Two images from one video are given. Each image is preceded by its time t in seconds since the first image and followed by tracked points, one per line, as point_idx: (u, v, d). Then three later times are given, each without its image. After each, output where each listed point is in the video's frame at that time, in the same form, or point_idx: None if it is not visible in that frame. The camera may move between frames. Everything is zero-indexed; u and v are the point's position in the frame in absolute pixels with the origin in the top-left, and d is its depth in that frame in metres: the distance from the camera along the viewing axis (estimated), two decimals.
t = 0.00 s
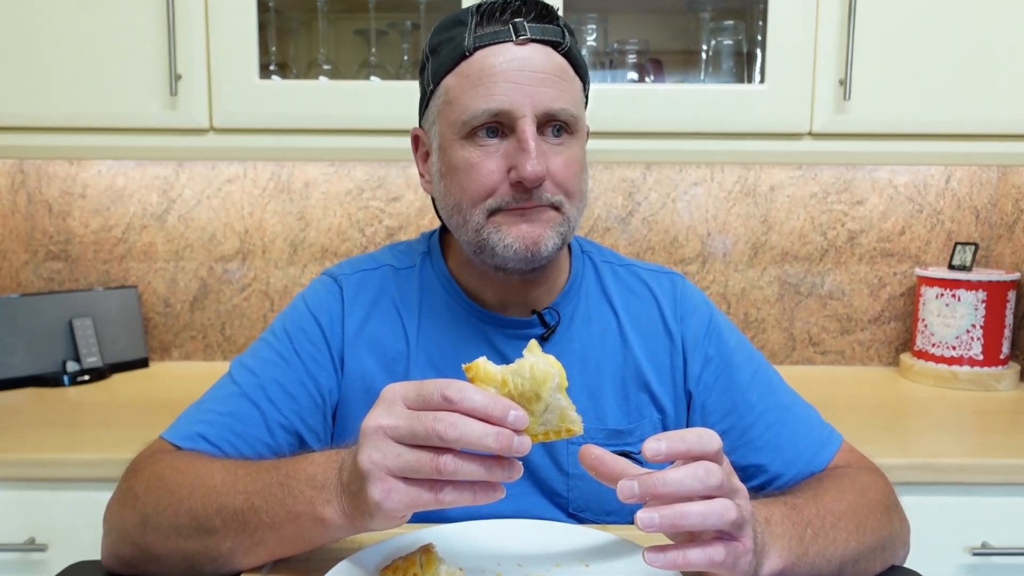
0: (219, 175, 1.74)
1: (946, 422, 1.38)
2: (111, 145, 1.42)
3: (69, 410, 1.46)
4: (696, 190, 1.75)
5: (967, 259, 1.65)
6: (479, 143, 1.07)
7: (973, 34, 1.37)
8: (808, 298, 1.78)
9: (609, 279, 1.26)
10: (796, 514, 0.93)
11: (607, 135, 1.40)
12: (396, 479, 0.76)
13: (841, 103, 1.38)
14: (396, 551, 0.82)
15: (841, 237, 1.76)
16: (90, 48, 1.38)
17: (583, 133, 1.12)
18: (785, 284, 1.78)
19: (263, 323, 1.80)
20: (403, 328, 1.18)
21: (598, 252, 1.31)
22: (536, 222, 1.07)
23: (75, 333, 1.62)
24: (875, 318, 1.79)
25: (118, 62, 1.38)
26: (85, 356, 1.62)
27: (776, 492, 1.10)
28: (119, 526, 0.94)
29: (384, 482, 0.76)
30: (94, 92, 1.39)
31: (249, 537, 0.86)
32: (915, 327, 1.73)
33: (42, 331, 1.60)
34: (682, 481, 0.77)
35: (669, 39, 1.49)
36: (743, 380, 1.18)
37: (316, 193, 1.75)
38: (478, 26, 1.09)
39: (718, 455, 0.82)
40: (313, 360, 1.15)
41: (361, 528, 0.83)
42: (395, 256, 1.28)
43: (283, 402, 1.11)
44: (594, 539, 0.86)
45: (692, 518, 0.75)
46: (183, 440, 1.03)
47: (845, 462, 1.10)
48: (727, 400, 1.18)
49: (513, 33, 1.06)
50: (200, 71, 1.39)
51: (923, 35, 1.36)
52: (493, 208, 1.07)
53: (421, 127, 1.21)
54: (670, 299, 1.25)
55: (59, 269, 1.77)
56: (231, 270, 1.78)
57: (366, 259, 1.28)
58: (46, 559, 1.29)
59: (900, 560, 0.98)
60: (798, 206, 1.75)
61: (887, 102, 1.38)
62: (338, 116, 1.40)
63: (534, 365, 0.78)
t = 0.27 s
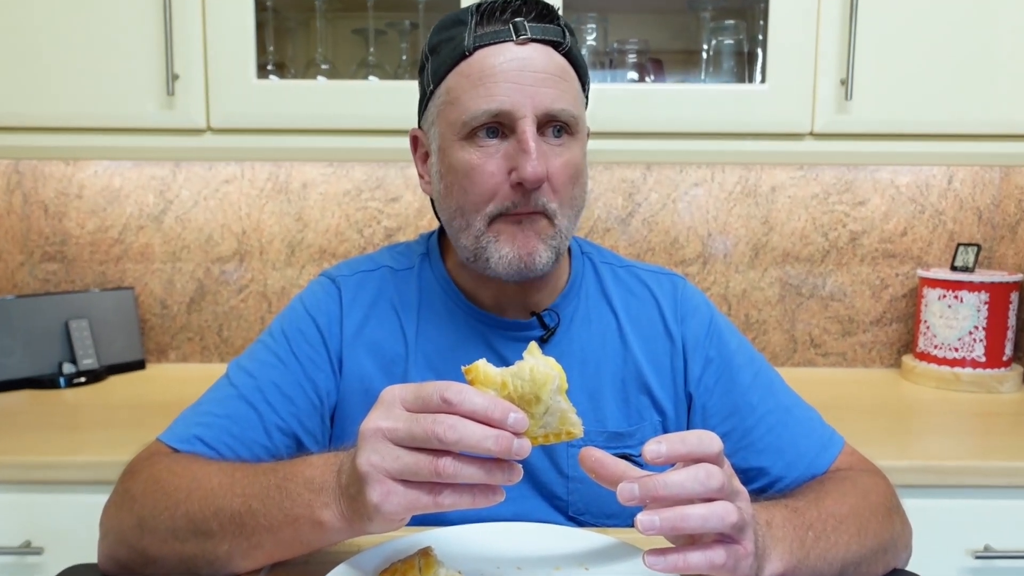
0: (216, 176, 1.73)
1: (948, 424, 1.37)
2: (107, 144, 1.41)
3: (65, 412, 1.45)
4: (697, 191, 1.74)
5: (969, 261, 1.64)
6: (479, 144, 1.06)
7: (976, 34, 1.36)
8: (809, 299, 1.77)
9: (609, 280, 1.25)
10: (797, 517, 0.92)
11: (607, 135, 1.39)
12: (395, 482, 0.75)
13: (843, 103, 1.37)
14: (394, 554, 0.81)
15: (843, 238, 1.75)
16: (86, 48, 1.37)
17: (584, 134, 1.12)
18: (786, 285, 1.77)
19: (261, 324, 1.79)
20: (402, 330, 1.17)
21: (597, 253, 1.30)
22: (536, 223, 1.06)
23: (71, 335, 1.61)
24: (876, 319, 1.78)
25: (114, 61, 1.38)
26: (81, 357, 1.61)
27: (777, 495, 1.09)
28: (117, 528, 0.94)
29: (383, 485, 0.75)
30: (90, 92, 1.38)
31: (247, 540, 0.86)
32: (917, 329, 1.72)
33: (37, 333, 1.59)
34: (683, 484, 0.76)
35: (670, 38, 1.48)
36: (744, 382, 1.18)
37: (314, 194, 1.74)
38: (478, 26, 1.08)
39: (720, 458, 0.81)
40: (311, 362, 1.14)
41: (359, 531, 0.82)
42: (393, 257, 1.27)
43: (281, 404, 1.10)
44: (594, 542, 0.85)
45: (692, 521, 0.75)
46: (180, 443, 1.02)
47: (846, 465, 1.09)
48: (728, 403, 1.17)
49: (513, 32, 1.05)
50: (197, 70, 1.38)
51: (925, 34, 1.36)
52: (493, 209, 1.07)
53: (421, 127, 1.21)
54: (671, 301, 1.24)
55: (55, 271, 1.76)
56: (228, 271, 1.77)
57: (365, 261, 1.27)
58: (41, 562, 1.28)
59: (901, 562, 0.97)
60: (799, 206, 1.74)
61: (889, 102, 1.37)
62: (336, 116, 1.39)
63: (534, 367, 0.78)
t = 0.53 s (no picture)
0: (215, 176, 1.72)
1: (951, 426, 1.37)
2: (105, 144, 1.40)
3: (62, 414, 1.44)
4: (697, 191, 1.73)
5: (972, 261, 1.63)
6: (479, 144, 1.06)
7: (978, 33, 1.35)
8: (811, 300, 1.77)
9: (610, 281, 1.24)
10: (799, 519, 0.91)
11: (608, 135, 1.38)
12: (395, 484, 0.74)
13: (845, 103, 1.37)
14: (394, 556, 0.81)
15: (845, 239, 1.75)
16: (84, 47, 1.37)
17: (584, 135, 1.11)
18: (788, 286, 1.76)
19: (259, 325, 1.78)
20: (402, 331, 1.16)
21: (598, 253, 1.30)
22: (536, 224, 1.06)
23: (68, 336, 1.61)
24: (879, 321, 1.78)
25: (112, 61, 1.37)
26: (78, 359, 1.61)
27: (779, 497, 1.08)
28: (116, 530, 0.93)
29: (382, 488, 0.74)
30: (88, 92, 1.38)
31: (246, 542, 0.85)
32: (919, 330, 1.71)
33: (35, 334, 1.58)
34: (684, 486, 0.75)
35: (670, 38, 1.48)
36: (745, 383, 1.17)
37: (313, 194, 1.73)
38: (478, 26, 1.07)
39: (721, 459, 0.81)
40: (310, 363, 1.13)
41: (359, 533, 0.81)
42: (393, 258, 1.26)
43: (280, 406, 1.09)
44: (595, 544, 0.85)
45: (694, 523, 0.74)
46: (179, 445, 1.01)
47: (848, 467, 1.08)
48: (729, 404, 1.17)
49: (513, 32, 1.04)
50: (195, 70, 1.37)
51: (927, 34, 1.35)
52: (493, 210, 1.06)
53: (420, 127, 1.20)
54: (671, 302, 1.23)
55: (53, 271, 1.76)
56: (227, 272, 1.76)
57: (364, 261, 1.26)
58: (39, 565, 1.28)
59: (903, 565, 0.97)
60: (801, 207, 1.73)
61: (891, 102, 1.36)
62: (335, 116, 1.39)
63: (534, 369, 0.77)
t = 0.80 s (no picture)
0: (213, 176, 1.72)
1: (954, 428, 1.36)
2: (102, 144, 1.39)
3: (59, 416, 1.43)
4: (698, 192, 1.72)
5: (974, 262, 1.62)
6: (478, 145, 1.05)
7: (981, 33, 1.34)
8: (813, 301, 1.76)
9: (611, 281, 1.24)
10: (801, 521, 0.91)
11: (609, 135, 1.38)
12: (394, 486, 0.73)
13: (847, 103, 1.36)
14: (392, 559, 0.80)
15: (847, 239, 1.74)
16: (81, 46, 1.36)
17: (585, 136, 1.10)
18: (789, 286, 1.75)
19: (257, 327, 1.78)
20: (401, 332, 1.16)
21: (599, 254, 1.29)
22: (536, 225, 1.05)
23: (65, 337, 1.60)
24: (881, 322, 1.77)
25: (109, 60, 1.36)
26: (76, 360, 1.60)
27: (781, 499, 1.08)
28: (113, 532, 0.92)
29: (381, 490, 0.73)
30: (86, 92, 1.37)
31: (244, 544, 0.85)
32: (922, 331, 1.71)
33: (32, 335, 1.57)
34: (685, 488, 0.75)
35: (671, 37, 1.47)
36: (747, 384, 1.16)
37: (312, 194, 1.72)
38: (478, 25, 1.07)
39: (723, 461, 0.80)
40: (309, 364, 1.13)
41: (357, 535, 0.80)
42: (392, 259, 1.25)
43: (278, 407, 1.08)
44: (596, 547, 0.84)
45: (694, 525, 0.73)
46: (177, 447, 1.00)
47: (850, 468, 1.07)
48: (730, 406, 1.16)
49: (513, 32, 1.04)
50: (193, 69, 1.37)
51: (930, 34, 1.34)
52: (492, 212, 1.05)
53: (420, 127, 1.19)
54: (672, 303, 1.23)
55: (50, 272, 1.75)
56: (225, 272, 1.75)
57: (363, 262, 1.26)
58: (35, 568, 1.27)
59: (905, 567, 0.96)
60: (802, 207, 1.73)
61: (893, 102, 1.36)
62: (333, 116, 1.38)
63: (535, 370, 0.76)
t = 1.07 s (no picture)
0: (210, 176, 1.70)
1: (958, 430, 1.35)
2: (98, 143, 1.38)
3: (55, 417, 1.42)
4: (700, 191, 1.71)
5: (979, 262, 1.62)
6: (477, 145, 1.04)
7: (986, 31, 1.33)
8: (815, 302, 1.75)
9: (612, 282, 1.23)
10: (804, 523, 0.90)
11: (610, 134, 1.36)
12: (392, 488, 0.72)
13: (850, 102, 1.35)
14: (391, 562, 0.79)
15: (850, 239, 1.73)
16: (76, 45, 1.35)
17: (585, 136, 1.09)
18: (792, 287, 1.74)
19: (255, 327, 1.77)
20: (400, 333, 1.15)
21: (600, 255, 1.28)
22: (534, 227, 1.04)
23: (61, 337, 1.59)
24: (884, 323, 1.76)
25: (105, 59, 1.35)
26: (72, 361, 1.59)
27: (783, 502, 1.06)
28: (109, 535, 0.91)
29: (379, 493, 0.72)
30: (81, 91, 1.36)
31: (242, 547, 0.84)
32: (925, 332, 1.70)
33: (27, 336, 1.56)
34: (689, 490, 0.73)
35: (673, 36, 1.46)
36: (749, 386, 1.15)
37: (310, 194, 1.71)
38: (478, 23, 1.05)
39: (726, 462, 0.79)
40: (307, 365, 1.11)
41: (354, 539, 0.79)
42: (391, 259, 1.24)
43: (276, 409, 1.07)
44: (598, 550, 0.83)
45: (698, 527, 0.72)
46: (174, 449, 0.99)
47: (853, 471, 1.06)
48: (732, 408, 1.15)
49: (512, 31, 1.02)
50: (190, 68, 1.35)
51: (934, 32, 1.33)
52: (490, 213, 1.04)
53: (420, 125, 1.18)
54: (674, 303, 1.21)
55: (46, 272, 1.74)
56: (222, 273, 1.74)
57: (361, 262, 1.24)
58: (30, 571, 1.26)
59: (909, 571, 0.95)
60: (805, 207, 1.71)
61: (897, 101, 1.34)
62: (331, 115, 1.37)
63: (535, 371, 0.75)
